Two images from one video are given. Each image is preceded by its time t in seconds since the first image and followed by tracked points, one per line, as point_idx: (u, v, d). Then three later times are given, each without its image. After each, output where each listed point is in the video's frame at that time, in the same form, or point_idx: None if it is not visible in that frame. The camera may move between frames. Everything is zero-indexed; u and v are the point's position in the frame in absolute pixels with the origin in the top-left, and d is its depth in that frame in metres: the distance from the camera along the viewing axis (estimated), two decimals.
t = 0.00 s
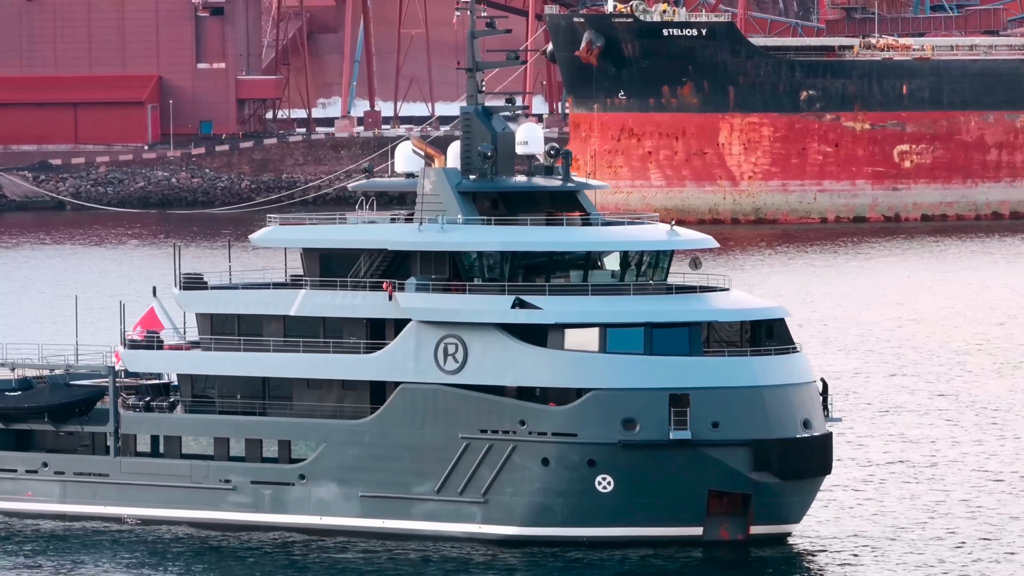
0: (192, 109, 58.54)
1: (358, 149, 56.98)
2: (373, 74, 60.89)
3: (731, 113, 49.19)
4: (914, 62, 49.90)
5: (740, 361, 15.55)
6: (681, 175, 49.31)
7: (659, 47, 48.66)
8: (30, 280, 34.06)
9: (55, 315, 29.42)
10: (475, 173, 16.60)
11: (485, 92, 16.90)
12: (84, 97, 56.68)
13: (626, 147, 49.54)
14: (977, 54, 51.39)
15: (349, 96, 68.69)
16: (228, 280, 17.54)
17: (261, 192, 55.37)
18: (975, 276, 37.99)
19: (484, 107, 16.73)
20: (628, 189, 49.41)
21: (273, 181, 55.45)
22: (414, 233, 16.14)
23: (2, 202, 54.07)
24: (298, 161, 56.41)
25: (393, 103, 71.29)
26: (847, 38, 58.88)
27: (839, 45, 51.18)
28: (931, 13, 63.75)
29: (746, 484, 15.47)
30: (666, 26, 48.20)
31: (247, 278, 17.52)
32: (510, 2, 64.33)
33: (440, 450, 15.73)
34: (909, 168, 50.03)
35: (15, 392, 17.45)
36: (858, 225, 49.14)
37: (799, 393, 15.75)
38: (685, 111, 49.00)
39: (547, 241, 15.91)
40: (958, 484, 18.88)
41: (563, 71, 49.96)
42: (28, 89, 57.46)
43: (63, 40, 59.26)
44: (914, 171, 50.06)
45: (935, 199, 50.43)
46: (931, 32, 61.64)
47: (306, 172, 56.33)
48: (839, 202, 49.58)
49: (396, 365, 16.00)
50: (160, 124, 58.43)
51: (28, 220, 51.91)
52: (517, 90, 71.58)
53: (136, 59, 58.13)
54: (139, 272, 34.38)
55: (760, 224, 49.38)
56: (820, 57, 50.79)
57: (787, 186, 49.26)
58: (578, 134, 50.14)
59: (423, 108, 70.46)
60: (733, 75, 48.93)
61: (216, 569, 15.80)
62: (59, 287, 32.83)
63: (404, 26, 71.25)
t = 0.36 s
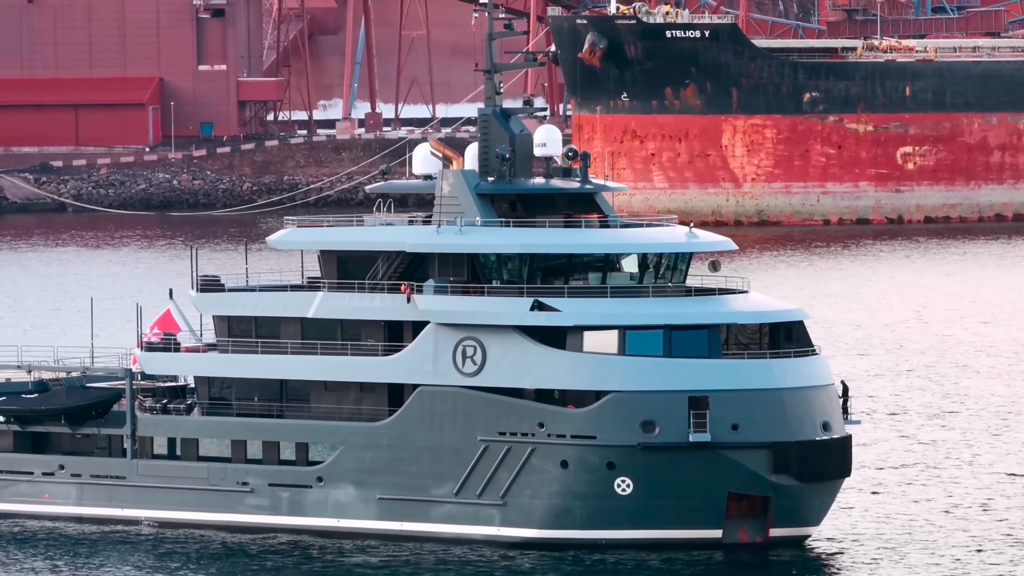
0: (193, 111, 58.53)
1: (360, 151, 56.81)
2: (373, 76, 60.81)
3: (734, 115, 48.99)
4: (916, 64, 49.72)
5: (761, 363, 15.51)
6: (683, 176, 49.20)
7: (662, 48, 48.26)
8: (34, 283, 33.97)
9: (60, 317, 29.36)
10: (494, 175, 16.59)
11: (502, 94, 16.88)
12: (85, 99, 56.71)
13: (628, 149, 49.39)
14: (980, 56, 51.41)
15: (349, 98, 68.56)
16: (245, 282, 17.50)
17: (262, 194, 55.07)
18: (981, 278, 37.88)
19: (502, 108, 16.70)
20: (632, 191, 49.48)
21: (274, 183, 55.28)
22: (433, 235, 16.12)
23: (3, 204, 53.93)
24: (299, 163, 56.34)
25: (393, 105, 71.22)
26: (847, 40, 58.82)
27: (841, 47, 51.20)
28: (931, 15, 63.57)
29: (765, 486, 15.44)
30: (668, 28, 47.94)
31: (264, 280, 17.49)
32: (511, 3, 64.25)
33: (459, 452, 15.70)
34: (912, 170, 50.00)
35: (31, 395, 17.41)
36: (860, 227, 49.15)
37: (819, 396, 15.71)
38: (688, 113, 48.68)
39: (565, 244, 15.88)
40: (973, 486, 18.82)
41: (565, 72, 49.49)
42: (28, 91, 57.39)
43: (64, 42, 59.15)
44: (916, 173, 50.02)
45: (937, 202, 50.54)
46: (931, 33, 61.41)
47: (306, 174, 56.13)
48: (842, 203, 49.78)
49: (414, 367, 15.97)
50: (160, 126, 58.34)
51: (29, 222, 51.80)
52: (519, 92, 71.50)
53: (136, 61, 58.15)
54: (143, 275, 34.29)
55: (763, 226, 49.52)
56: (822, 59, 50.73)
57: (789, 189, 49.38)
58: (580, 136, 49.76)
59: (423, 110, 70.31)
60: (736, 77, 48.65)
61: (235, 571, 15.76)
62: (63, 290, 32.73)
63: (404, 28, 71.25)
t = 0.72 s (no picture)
0: (193, 113, 58.05)
1: (360, 153, 56.63)
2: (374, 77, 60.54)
3: (736, 117, 48.97)
4: (918, 66, 49.72)
5: (777, 365, 15.48)
6: (685, 179, 49.20)
7: (665, 50, 48.24)
8: (38, 286, 33.90)
9: (63, 322, 29.11)
10: (509, 177, 16.59)
11: (518, 96, 16.87)
12: (84, 101, 56.05)
13: (630, 151, 49.10)
14: (982, 57, 51.19)
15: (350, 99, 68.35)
16: (259, 283, 17.46)
17: (262, 196, 55.18)
18: (983, 280, 37.69)
19: (517, 110, 16.69)
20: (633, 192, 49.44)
21: (273, 185, 55.45)
22: (449, 237, 16.08)
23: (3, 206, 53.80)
24: (299, 165, 56.17)
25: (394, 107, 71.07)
26: (848, 41, 58.61)
27: (843, 49, 51.08)
28: (933, 17, 63.34)
29: (781, 489, 15.40)
30: (671, 29, 47.91)
31: (278, 282, 17.45)
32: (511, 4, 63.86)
33: (475, 454, 15.67)
34: (914, 172, 49.65)
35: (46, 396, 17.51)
36: (862, 229, 48.86)
37: (836, 398, 15.69)
38: (690, 114, 48.63)
39: (581, 245, 15.85)
40: (988, 489, 18.77)
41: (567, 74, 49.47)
42: (26, 93, 56.83)
43: (64, 44, 58.84)
44: (918, 175, 49.66)
45: (939, 204, 50.10)
46: (933, 35, 61.10)
47: (306, 176, 56.21)
48: (843, 205, 49.47)
49: (430, 369, 15.94)
50: (160, 127, 57.79)
51: (29, 224, 51.65)
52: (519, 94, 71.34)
53: (137, 64, 57.66)
54: (146, 278, 34.14)
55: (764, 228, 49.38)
56: (824, 60, 50.57)
57: (791, 190, 49.22)
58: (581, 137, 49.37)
59: (424, 112, 70.12)
60: (738, 78, 48.78)
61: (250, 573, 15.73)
62: (66, 293, 32.65)
63: (404, 29, 71.06)
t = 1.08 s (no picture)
0: (193, 114, 56.76)
1: (359, 154, 55.64)
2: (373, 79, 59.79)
3: (737, 118, 48.24)
4: (919, 67, 48.97)
5: (794, 367, 15.44)
6: (686, 180, 48.02)
7: (666, 51, 47.80)
8: (42, 290, 33.55)
9: (66, 327, 28.69)
10: (526, 179, 16.59)
11: (534, 97, 16.88)
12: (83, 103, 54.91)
13: (631, 153, 47.78)
14: (983, 59, 50.44)
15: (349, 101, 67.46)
16: (274, 285, 17.44)
17: (262, 198, 54.28)
18: (993, 284, 37.17)
19: (532, 112, 16.71)
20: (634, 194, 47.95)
21: (273, 187, 54.60)
22: (465, 239, 16.08)
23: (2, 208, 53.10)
24: (299, 166, 55.27)
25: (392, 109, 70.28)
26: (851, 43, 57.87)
27: (846, 51, 50.45)
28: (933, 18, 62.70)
29: (799, 491, 15.37)
30: (672, 31, 47.42)
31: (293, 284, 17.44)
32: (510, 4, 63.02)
33: (491, 456, 15.64)
34: (915, 174, 48.45)
35: (60, 398, 17.55)
36: (861, 230, 47.37)
37: (854, 400, 15.65)
38: (691, 115, 47.87)
39: (597, 247, 15.83)
40: (1003, 491, 18.71)
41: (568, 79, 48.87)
42: (25, 95, 55.76)
43: (63, 46, 57.86)
44: (919, 177, 48.41)
45: (940, 205, 48.77)
46: (933, 36, 60.37)
47: (307, 178, 55.23)
48: (844, 206, 48.09)
49: (446, 371, 15.91)
50: (160, 129, 56.57)
51: (27, 226, 50.98)
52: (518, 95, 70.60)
53: (136, 65, 56.49)
54: (150, 282, 33.78)
55: (767, 229, 47.90)
56: (826, 62, 50.01)
57: (792, 193, 47.96)
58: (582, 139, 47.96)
59: (423, 113, 69.42)
60: (739, 80, 48.13)
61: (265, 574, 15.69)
62: (70, 298, 32.30)
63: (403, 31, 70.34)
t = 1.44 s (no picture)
0: (191, 116, 56.56)
1: (358, 155, 55.54)
2: (372, 80, 59.61)
3: (737, 120, 47.79)
4: (921, 69, 48.81)
5: (812, 369, 15.40)
6: (687, 181, 47.81)
7: (665, 53, 47.39)
8: (43, 293, 33.47)
9: (69, 331, 28.63)
10: (542, 180, 16.59)
11: (549, 98, 16.85)
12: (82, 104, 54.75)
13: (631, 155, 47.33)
14: (984, 61, 50.38)
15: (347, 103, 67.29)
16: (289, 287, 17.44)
17: (261, 200, 54.35)
18: (996, 286, 37.02)
19: (548, 113, 16.65)
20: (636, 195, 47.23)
21: (273, 188, 54.51)
22: (481, 241, 16.06)
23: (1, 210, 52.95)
24: (298, 167, 55.08)
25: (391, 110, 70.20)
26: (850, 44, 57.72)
27: (845, 52, 50.33)
28: (932, 20, 62.63)
29: (817, 493, 15.33)
30: (672, 32, 47.03)
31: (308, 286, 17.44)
32: (509, 6, 62.86)
33: (508, 458, 15.61)
34: (915, 175, 48.26)
35: (75, 400, 17.54)
36: (864, 233, 47.38)
37: (872, 403, 15.62)
38: (691, 117, 47.56)
39: (613, 249, 15.80)
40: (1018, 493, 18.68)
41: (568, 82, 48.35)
42: (24, 96, 55.67)
43: (61, 48, 57.65)
44: (920, 178, 48.23)
45: (942, 206, 48.66)
46: (932, 38, 60.16)
47: (306, 179, 55.06)
48: (845, 208, 47.97)
49: (462, 373, 15.88)
50: (159, 131, 56.38)
51: (26, 228, 50.87)
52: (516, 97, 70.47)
53: (135, 65, 56.25)
54: (152, 286, 33.69)
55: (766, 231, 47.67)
56: (826, 64, 49.82)
57: (793, 194, 47.72)
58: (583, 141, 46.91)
59: (422, 115, 69.35)
60: (739, 82, 47.78)
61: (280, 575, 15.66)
62: (72, 301, 32.23)
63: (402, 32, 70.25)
